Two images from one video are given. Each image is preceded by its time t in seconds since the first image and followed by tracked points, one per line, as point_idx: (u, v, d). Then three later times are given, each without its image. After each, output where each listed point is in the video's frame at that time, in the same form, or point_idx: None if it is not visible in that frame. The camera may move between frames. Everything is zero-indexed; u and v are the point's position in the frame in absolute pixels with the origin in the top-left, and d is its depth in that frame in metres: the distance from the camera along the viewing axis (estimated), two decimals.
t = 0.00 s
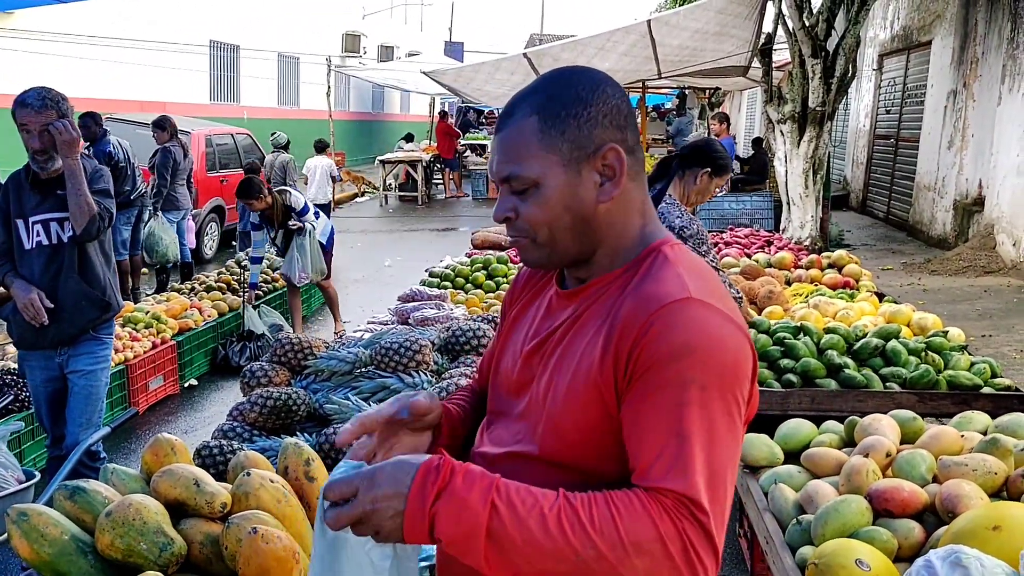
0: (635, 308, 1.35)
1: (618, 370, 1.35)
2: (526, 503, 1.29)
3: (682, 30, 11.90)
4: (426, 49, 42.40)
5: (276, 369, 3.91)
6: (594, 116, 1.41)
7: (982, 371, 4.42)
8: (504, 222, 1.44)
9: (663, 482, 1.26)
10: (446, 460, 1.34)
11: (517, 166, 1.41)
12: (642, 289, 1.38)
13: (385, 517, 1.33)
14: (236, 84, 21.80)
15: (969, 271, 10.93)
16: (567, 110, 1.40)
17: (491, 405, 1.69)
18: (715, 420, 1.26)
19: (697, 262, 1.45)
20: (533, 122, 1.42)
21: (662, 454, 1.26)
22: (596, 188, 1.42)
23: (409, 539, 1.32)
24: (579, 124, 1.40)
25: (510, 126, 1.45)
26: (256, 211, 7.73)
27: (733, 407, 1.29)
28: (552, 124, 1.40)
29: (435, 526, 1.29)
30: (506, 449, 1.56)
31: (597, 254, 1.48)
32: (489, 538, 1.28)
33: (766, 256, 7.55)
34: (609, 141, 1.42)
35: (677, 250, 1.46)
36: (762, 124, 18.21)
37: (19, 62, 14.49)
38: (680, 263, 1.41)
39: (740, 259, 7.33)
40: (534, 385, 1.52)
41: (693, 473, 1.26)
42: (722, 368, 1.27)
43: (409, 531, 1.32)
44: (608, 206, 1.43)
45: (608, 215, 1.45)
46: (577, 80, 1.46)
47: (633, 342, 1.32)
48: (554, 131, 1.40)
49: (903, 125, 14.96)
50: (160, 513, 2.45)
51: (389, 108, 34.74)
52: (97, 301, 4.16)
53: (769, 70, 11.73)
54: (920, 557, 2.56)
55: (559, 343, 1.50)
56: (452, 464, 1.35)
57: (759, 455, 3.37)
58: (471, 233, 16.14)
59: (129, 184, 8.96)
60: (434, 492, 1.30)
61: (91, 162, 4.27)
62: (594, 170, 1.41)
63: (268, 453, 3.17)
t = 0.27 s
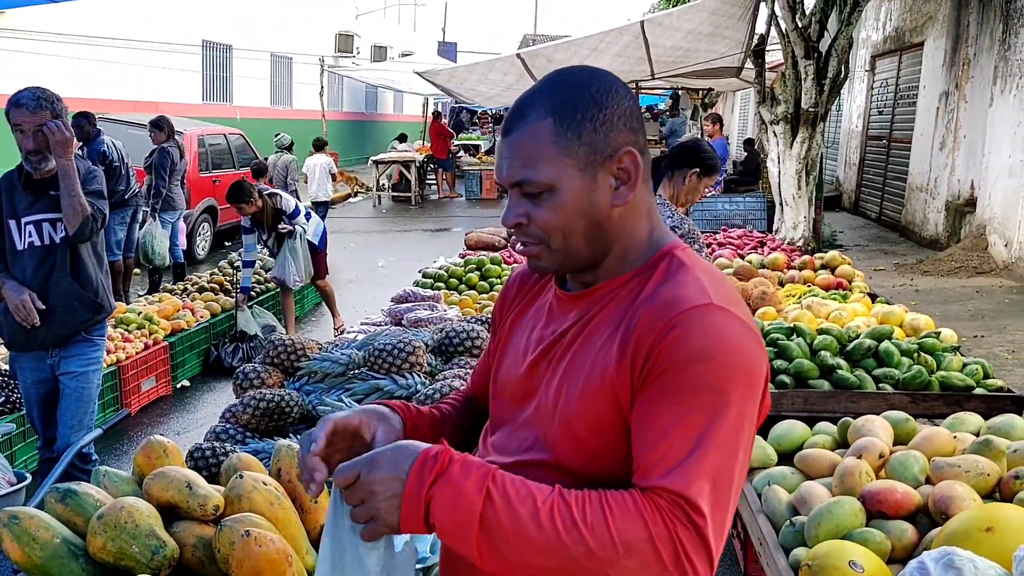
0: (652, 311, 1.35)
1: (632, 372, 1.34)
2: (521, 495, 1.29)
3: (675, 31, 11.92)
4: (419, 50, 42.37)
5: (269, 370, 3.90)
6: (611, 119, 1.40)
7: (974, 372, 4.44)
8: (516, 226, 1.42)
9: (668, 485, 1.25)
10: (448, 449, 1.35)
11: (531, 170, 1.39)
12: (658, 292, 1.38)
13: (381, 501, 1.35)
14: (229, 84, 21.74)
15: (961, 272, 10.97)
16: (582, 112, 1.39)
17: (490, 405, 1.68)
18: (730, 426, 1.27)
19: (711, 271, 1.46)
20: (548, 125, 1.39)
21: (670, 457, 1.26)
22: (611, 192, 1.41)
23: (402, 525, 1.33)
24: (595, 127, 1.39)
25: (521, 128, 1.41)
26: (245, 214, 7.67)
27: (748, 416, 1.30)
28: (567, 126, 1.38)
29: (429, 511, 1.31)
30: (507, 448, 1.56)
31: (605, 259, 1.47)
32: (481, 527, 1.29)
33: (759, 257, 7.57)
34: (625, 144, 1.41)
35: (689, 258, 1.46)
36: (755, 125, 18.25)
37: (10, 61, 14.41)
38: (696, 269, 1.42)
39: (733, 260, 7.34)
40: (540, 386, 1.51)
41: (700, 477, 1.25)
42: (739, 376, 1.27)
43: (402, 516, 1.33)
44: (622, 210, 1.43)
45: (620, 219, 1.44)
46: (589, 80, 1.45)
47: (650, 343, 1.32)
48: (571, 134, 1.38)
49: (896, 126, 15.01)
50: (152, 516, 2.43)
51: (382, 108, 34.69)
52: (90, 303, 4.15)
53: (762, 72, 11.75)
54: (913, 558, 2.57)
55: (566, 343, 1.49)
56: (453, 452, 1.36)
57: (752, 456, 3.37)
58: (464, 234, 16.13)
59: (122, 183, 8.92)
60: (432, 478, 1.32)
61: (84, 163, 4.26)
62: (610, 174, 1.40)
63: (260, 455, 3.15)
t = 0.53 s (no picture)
0: (642, 328, 1.33)
1: (621, 391, 1.33)
2: (501, 504, 1.31)
3: (667, 31, 11.94)
4: (411, 49, 42.32)
5: (260, 371, 3.88)
6: (615, 120, 1.39)
7: (963, 373, 4.47)
8: (513, 229, 1.40)
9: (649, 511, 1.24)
10: (449, 436, 1.41)
11: (530, 171, 1.37)
12: (650, 309, 1.35)
13: (381, 470, 1.44)
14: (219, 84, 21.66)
15: (951, 272, 11.02)
16: (585, 112, 1.37)
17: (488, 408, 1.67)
18: (718, 454, 1.25)
19: (712, 283, 1.42)
20: (550, 123, 1.37)
21: (654, 483, 1.24)
22: (615, 196, 1.39)
23: (389, 498, 1.41)
24: (600, 128, 1.37)
25: (522, 125, 1.39)
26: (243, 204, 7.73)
27: (740, 441, 1.27)
28: (569, 127, 1.36)
29: (416, 482, 1.37)
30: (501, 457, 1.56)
31: (606, 267, 1.45)
32: (463, 520, 1.33)
33: (750, 257, 7.59)
34: (631, 146, 1.39)
35: (689, 270, 1.43)
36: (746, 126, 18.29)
37: None
38: (693, 284, 1.38)
39: (725, 260, 7.35)
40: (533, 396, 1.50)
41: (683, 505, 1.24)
42: (730, 404, 1.24)
43: (391, 487, 1.40)
44: (627, 214, 1.41)
45: (624, 225, 1.42)
46: (593, 78, 1.43)
47: (637, 363, 1.30)
48: (574, 134, 1.36)
49: (886, 127, 15.08)
50: (143, 517, 2.42)
51: (373, 108, 34.64)
52: (81, 303, 4.12)
53: (753, 73, 11.78)
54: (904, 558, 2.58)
55: (559, 355, 1.48)
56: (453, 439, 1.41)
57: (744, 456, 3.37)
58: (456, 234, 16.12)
59: (113, 183, 8.88)
60: (423, 456, 1.38)
61: (75, 162, 4.23)
62: (614, 176, 1.38)
63: (251, 456, 3.15)
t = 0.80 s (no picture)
0: (628, 358, 1.28)
1: (610, 426, 1.29)
2: (487, 565, 1.30)
3: (659, 32, 11.96)
4: (403, 50, 42.28)
5: (252, 372, 3.86)
6: (579, 131, 1.36)
7: (955, 373, 4.49)
8: (477, 250, 1.39)
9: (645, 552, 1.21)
10: (430, 491, 1.39)
11: (488, 190, 1.36)
12: (638, 336, 1.31)
13: (350, 517, 1.41)
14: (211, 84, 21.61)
15: (942, 273, 11.06)
16: (544, 122, 1.35)
17: (488, 435, 1.65)
18: (715, 491, 1.20)
19: (706, 300, 1.37)
20: (505, 136, 1.36)
21: (649, 535, 1.21)
22: (583, 211, 1.37)
23: (362, 553, 1.38)
24: (560, 140, 1.34)
25: (478, 140, 1.38)
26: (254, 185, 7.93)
27: (739, 473, 1.21)
28: (526, 140, 1.34)
29: (391, 550, 1.35)
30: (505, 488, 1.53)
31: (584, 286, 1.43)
32: None
33: (743, 258, 7.60)
34: (597, 156, 1.36)
35: (681, 286, 1.38)
36: (739, 127, 18.34)
37: None
38: (683, 303, 1.33)
39: (717, 261, 7.37)
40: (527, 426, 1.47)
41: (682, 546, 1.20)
42: (725, 437, 1.19)
43: (364, 545, 1.38)
44: (597, 229, 1.38)
45: (595, 242, 1.40)
46: (555, 84, 1.41)
47: (623, 397, 1.26)
48: (531, 148, 1.34)
49: (877, 128, 15.14)
50: (134, 519, 2.41)
51: (366, 109, 34.59)
52: (73, 304, 4.10)
53: (746, 74, 11.82)
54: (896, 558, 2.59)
55: (549, 385, 1.44)
56: (434, 495, 1.40)
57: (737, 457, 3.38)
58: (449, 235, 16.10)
59: (105, 184, 8.84)
60: (405, 512, 1.37)
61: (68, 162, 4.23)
62: (580, 190, 1.36)
63: (243, 457, 3.13)
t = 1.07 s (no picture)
0: (603, 379, 1.23)
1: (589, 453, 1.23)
2: None
3: (659, 33, 11.96)
4: (403, 50, 42.30)
5: (252, 373, 3.85)
6: (541, 143, 1.29)
7: (956, 374, 4.49)
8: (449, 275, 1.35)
9: None
10: (418, 508, 1.40)
11: (451, 211, 1.31)
12: (616, 356, 1.24)
13: (346, 533, 1.43)
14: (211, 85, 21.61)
15: (942, 274, 11.06)
16: (504, 137, 1.29)
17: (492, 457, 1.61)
18: (689, 520, 1.13)
19: (692, 313, 1.29)
20: (466, 154, 1.31)
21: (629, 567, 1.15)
22: (554, 228, 1.29)
23: (354, 567, 1.39)
24: (523, 154, 1.28)
25: (439, 157, 1.34)
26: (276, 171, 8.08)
27: (719, 500, 1.14)
28: (486, 157, 1.29)
29: (375, 568, 1.35)
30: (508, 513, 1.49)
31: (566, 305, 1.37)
32: None
33: (743, 259, 7.60)
34: (564, 168, 1.29)
35: (664, 297, 1.31)
36: (738, 128, 18.34)
37: None
38: (663, 318, 1.26)
39: (717, 262, 7.36)
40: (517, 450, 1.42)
41: None
42: (703, 460, 1.13)
43: (356, 559, 1.39)
44: (572, 246, 1.31)
45: (573, 260, 1.32)
46: (519, 92, 1.35)
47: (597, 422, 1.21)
48: (492, 165, 1.28)
49: (877, 129, 15.15)
50: (134, 520, 2.40)
51: (366, 110, 34.59)
52: (75, 305, 4.09)
53: (745, 74, 11.82)
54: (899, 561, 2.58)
55: (537, 408, 1.40)
56: (423, 511, 1.40)
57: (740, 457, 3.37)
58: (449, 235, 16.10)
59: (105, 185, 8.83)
60: (392, 529, 1.37)
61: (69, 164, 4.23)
62: (550, 206, 1.29)
63: (244, 458, 3.12)
